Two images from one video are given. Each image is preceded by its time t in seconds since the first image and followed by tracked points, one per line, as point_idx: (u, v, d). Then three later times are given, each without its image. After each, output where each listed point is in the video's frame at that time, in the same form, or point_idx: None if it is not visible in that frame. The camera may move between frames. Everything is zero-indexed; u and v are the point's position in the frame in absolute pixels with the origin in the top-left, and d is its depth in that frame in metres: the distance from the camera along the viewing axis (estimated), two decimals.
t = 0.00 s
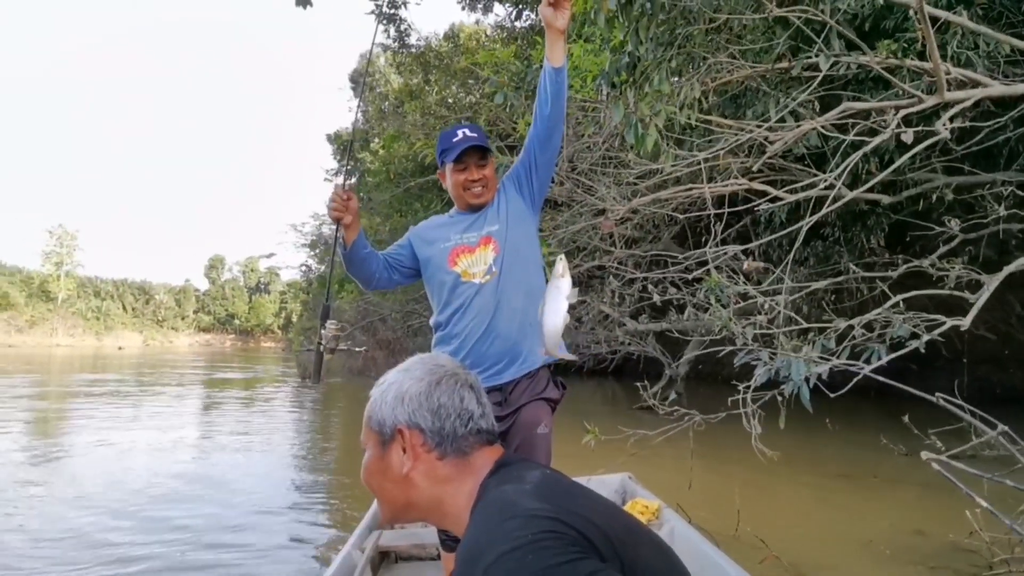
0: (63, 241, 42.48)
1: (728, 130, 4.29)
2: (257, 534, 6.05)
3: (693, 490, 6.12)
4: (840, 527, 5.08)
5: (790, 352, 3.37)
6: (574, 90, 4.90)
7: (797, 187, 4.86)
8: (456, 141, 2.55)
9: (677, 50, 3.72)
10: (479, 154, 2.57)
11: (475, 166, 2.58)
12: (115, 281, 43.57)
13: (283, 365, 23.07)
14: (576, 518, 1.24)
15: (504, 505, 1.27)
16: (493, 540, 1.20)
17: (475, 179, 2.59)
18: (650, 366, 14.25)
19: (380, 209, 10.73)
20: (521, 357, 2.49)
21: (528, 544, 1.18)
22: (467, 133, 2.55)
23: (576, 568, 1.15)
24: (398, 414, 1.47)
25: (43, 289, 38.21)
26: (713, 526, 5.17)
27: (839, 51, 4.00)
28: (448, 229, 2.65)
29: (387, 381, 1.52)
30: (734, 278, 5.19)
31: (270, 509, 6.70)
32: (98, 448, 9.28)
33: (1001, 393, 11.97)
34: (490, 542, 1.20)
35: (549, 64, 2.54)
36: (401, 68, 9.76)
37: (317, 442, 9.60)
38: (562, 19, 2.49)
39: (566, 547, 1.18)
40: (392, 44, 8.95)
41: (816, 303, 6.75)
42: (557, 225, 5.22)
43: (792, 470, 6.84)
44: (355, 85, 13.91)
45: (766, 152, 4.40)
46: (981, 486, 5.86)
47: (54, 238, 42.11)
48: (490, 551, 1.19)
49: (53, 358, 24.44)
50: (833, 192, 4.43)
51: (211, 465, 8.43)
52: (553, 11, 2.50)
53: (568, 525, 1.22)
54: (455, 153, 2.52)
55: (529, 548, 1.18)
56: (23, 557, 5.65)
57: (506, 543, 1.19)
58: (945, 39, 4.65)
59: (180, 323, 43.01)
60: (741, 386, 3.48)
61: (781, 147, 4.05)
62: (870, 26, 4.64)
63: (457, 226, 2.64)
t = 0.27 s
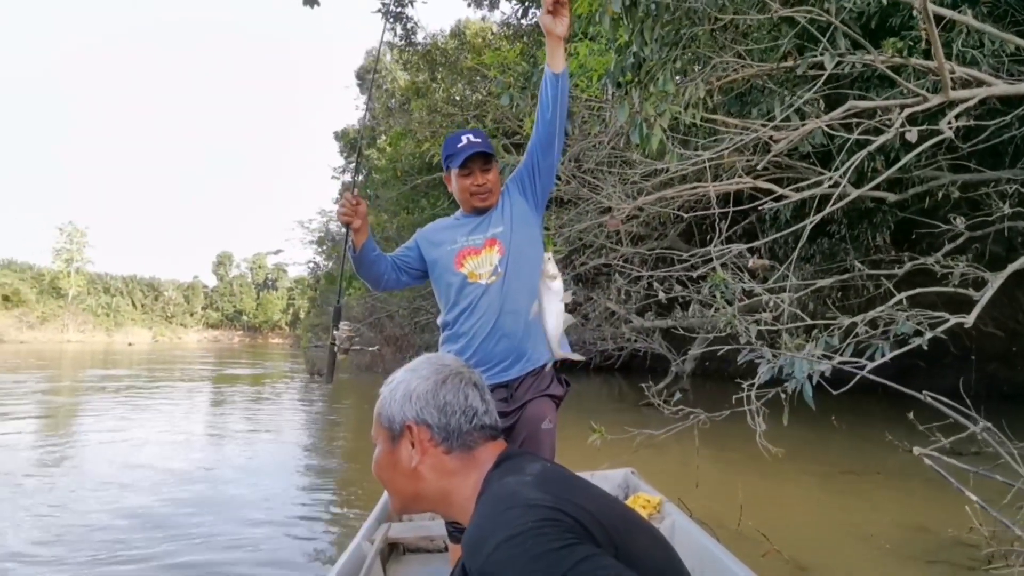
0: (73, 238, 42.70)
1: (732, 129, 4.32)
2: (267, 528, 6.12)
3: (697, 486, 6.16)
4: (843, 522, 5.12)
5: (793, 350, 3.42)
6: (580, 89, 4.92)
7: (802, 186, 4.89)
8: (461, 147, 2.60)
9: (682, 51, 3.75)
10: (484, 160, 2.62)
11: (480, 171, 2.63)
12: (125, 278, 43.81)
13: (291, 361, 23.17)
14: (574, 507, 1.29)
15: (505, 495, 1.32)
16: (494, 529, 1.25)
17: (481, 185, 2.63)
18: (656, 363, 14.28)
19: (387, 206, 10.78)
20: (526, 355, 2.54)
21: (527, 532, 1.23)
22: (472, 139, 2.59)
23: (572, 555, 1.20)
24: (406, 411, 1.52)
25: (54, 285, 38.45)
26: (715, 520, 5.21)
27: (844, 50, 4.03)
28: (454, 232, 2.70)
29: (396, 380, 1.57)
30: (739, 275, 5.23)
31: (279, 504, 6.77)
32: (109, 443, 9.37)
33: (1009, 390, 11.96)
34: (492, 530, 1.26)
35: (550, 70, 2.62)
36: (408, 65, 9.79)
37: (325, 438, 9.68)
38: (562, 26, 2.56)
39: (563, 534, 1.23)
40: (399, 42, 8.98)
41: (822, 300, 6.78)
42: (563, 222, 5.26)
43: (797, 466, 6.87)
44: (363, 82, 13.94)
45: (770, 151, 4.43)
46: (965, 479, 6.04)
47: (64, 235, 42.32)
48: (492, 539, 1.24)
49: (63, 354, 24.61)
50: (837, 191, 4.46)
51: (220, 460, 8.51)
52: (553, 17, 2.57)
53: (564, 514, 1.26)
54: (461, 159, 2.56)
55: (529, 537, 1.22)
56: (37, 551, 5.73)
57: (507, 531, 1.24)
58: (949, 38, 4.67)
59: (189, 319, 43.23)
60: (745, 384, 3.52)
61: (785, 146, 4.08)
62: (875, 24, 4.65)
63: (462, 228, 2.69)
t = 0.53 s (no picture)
0: (83, 234, 42.93)
1: (736, 129, 4.37)
2: (277, 523, 6.21)
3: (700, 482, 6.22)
4: (845, 516, 5.18)
5: (794, 348, 3.48)
6: (584, 89, 4.97)
7: (805, 185, 4.95)
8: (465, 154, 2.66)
9: (685, 53, 3.80)
10: (488, 167, 2.68)
11: (485, 177, 2.69)
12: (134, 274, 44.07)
13: (299, 357, 23.32)
14: (573, 496, 1.36)
15: (508, 485, 1.39)
16: (497, 515, 1.33)
17: (485, 190, 2.70)
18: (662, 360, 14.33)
19: (394, 204, 10.87)
20: (529, 353, 2.61)
21: (526, 519, 1.30)
22: (476, 147, 2.65)
23: (570, 539, 1.27)
24: (416, 408, 1.59)
25: (65, 282, 38.70)
26: (715, 514, 5.29)
27: (847, 51, 4.09)
28: (459, 235, 2.77)
29: (406, 379, 1.64)
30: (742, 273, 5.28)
31: (289, 499, 6.86)
32: (121, 439, 9.48)
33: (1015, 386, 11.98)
34: (494, 517, 1.33)
35: (551, 80, 2.68)
36: (414, 64, 9.85)
37: (333, 433, 9.77)
38: (562, 38, 2.62)
39: (560, 521, 1.30)
40: (406, 41, 9.04)
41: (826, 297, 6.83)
42: (569, 222, 5.32)
43: (800, 462, 6.93)
44: (370, 80, 14.01)
45: (773, 150, 4.49)
46: (943, 470, 6.24)
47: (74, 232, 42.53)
48: (494, 526, 1.31)
49: (74, 352, 24.82)
50: (840, 190, 4.51)
51: (230, 455, 8.61)
52: (554, 30, 2.63)
53: (563, 501, 1.33)
54: (466, 166, 2.63)
55: (529, 523, 1.29)
56: (52, 544, 5.83)
57: (509, 518, 1.31)
58: (952, 38, 4.72)
59: (198, 316, 43.49)
60: (745, 381, 3.59)
61: (787, 146, 4.14)
62: (879, 24, 4.68)
63: (467, 231, 2.76)
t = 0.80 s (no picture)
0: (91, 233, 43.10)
1: (738, 131, 4.42)
2: (284, 519, 6.28)
3: (701, 478, 6.28)
4: (844, 510, 5.23)
5: (792, 348, 3.54)
6: (588, 90, 5.01)
7: (807, 186, 5.00)
8: (468, 160, 2.72)
9: (687, 56, 3.86)
10: (490, 172, 2.74)
11: (487, 182, 2.75)
12: (141, 273, 44.23)
13: (305, 355, 23.40)
14: (570, 485, 1.43)
15: (508, 475, 1.46)
16: (497, 503, 1.40)
17: (487, 195, 2.76)
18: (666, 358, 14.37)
19: (400, 203, 10.93)
20: (530, 352, 2.66)
21: (526, 507, 1.37)
22: (479, 153, 2.71)
23: (565, 525, 1.34)
24: (423, 405, 1.65)
25: (72, 280, 38.86)
26: (714, 509, 5.34)
27: (848, 52, 4.15)
28: (463, 239, 2.83)
29: (413, 378, 1.71)
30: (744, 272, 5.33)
31: (295, 496, 6.94)
32: (129, 436, 9.57)
33: (1019, 385, 11.99)
34: (495, 505, 1.41)
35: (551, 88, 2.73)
36: (420, 64, 9.90)
37: (339, 431, 9.84)
38: (562, 48, 2.68)
39: (558, 509, 1.37)
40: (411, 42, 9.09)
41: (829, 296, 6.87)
42: (573, 222, 5.38)
43: (801, 459, 6.97)
44: (375, 79, 14.06)
45: (775, 151, 4.54)
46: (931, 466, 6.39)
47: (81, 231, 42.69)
48: (496, 514, 1.39)
49: (81, 350, 24.96)
50: (841, 190, 4.56)
51: (237, 452, 8.69)
52: (554, 40, 2.68)
53: (559, 490, 1.40)
54: (469, 172, 2.69)
55: (528, 511, 1.37)
56: (63, 540, 5.92)
57: (509, 506, 1.39)
58: (953, 39, 4.76)
59: (204, 314, 43.64)
60: (743, 380, 3.64)
61: (789, 146, 4.19)
62: (881, 25, 4.71)
63: (470, 235, 2.82)
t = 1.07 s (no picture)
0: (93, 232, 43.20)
1: (735, 133, 4.49)
2: (287, 516, 6.36)
3: (697, 474, 6.35)
4: (838, 505, 5.31)
5: (787, 347, 3.64)
6: (588, 92, 5.07)
7: (804, 187, 5.06)
8: (468, 165, 2.79)
9: (685, 60, 3.92)
10: (489, 176, 2.81)
11: (486, 186, 2.82)
12: (143, 272, 44.33)
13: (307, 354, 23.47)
14: (564, 473, 1.51)
15: (506, 463, 1.54)
16: (495, 489, 1.49)
17: (488, 199, 2.83)
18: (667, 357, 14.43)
19: (402, 202, 10.99)
20: (528, 351, 2.73)
21: (522, 492, 1.46)
22: (478, 158, 2.78)
23: (559, 509, 1.43)
24: (425, 400, 1.72)
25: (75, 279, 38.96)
26: (709, 504, 5.42)
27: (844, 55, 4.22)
28: (464, 241, 2.90)
29: (415, 374, 1.77)
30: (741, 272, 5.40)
31: (298, 493, 7.02)
32: (133, 434, 9.65)
33: (1018, 384, 12.03)
34: (494, 490, 1.49)
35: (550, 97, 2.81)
36: (421, 64, 9.97)
37: (341, 429, 9.92)
38: (561, 58, 2.76)
39: (552, 494, 1.45)
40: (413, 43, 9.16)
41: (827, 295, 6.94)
42: (573, 222, 5.45)
43: (799, 457, 7.04)
44: (378, 79, 14.13)
45: (772, 153, 4.60)
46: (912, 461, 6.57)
47: (84, 230, 42.79)
48: (494, 498, 1.48)
49: (85, 347, 25.07)
50: (837, 191, 4.63)
51: (240, 450, 8.76)
52: (552, 51, 2.75)
53: (553, 477, 1.49)
54: (468, 177, 2.77)
55: (524, 496, 1.45)
56: (69, 535, 6.00)
57: (506, 491, 1.47)
58: (948, 42, 4.82)
59: (206, 313, 43.73)
60: (739, 377, 3.71)
61: (786, 148, 4.26)
62: (877, 28, 4.77)
63: (471, 238, 2.89)
